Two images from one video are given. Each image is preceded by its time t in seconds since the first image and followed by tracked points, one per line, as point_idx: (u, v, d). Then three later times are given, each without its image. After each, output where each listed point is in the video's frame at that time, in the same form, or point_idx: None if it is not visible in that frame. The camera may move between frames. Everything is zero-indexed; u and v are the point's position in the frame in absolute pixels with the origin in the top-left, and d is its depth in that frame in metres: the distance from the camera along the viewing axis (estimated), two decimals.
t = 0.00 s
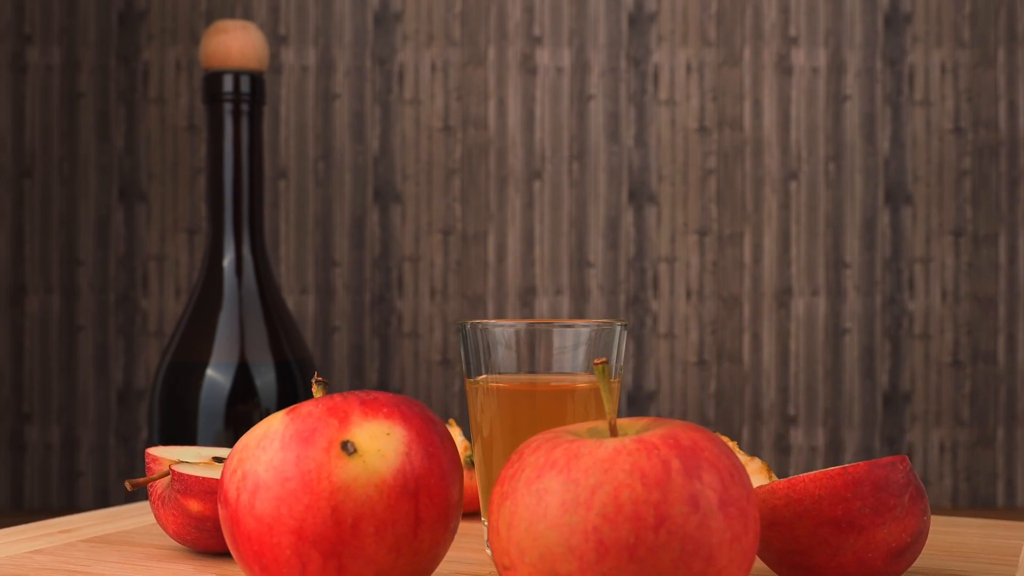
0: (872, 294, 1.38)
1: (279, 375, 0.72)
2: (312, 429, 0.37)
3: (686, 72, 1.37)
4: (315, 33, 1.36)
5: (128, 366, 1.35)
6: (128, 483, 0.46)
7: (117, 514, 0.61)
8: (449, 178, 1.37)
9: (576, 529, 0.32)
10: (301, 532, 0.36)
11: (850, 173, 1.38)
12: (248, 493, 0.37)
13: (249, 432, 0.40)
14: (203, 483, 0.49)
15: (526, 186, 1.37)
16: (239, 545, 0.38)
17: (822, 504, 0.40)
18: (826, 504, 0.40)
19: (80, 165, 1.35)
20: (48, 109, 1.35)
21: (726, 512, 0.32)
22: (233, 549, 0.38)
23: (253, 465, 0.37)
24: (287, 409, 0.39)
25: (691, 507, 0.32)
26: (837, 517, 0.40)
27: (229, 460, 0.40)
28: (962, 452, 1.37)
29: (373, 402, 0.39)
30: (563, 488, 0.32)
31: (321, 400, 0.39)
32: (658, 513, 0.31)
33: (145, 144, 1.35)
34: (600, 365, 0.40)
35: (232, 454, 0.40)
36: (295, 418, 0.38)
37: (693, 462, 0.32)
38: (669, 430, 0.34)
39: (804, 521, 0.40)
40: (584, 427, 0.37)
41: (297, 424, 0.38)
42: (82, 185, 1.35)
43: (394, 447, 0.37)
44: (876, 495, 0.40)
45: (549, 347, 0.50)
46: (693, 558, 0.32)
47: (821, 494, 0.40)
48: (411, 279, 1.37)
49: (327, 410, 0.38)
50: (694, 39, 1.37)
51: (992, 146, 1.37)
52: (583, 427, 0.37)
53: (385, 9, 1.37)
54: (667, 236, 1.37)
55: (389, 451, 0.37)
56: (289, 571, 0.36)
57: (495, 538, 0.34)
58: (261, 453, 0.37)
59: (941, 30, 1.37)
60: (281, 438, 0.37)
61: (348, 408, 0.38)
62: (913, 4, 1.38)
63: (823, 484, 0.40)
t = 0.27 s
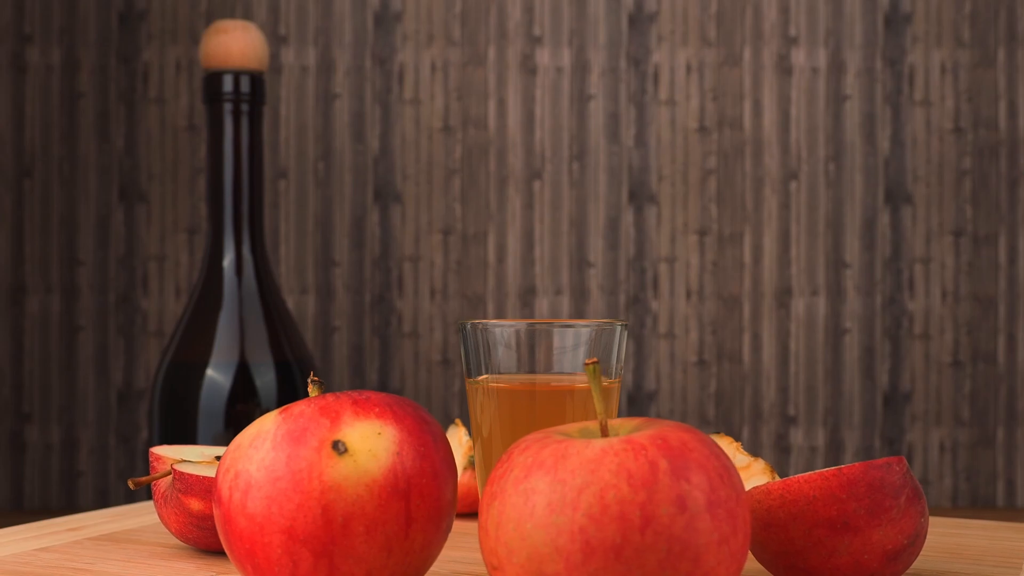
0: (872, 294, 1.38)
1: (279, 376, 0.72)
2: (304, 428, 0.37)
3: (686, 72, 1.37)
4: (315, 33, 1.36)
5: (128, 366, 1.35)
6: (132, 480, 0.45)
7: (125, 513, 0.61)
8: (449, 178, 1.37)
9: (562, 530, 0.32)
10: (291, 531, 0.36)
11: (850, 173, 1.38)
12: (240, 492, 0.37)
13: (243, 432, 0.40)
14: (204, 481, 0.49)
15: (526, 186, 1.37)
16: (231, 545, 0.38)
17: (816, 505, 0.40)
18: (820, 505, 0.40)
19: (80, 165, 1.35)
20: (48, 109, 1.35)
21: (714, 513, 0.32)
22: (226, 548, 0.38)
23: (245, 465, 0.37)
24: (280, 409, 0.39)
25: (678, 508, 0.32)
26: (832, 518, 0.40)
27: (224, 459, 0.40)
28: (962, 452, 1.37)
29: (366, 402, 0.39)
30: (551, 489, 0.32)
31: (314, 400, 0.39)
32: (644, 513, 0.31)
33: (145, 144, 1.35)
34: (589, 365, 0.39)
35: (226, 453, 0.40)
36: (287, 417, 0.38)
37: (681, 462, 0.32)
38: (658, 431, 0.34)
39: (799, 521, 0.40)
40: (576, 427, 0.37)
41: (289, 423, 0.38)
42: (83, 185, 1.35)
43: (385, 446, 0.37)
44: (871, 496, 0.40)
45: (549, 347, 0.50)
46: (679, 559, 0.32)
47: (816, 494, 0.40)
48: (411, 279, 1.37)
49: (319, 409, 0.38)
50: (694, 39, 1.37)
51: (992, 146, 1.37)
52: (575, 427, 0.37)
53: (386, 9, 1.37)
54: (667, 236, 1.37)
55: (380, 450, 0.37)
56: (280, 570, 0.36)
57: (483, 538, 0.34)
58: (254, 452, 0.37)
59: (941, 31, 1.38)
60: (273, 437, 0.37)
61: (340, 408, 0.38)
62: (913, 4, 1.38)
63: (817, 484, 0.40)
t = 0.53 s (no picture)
0: (872, 294, 1.38)
1: (279, 376, 0.71)
2: (295, 428, 0.37)
3: (686, 72, 1.37)
4: (315, 33, 1.36)
5: (129, 366, 1.35)
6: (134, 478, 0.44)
7: (134, 511, 0.61)
8: (449, 178, 1.37)
9: (549, 530, 0.32)
10: (282, 530, 0.36)
11: (850, 173, 1.38)
12: (232, 492, 0.37)
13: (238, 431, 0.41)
14: (205, 480, 0.49)
15: (526, 186, 1.37)
16: (224, 543, 0.38)
17: (811, 506, 0.40)
18: (814, 506, 0.40)
19: (80, 165, 1.35)
20: (48, 109, 1.35)
21: (701, 514, 0.32)
22: (221, 547, 0.39)
23: (237, 464, 0.37)
24: (274, 408, 0.39)
25: (665, 509, 0.32)
26: (826, 519, 0.40)
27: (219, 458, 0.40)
28: (962, 452, 1.37)
29: (359, 401, 0.39)
30: (538, 489, 0.32)
31: (307, 400, 0.39)
32: (630, 514, 0.31)
33: (145, 144, 1.35)
34: (580, 365, 0.38)
35: (221, 452, 0.40)
36: (280, 417, 0.38)
37: (669, 463, 0.32)
38: (648, 431, 0.34)
39: (793, 523, 0.40)
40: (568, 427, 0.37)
41: (281, 423, 0.38)
42: (83, 185, 1.35)
43: (376, 446, 0.37)
44: (866, 497, 0.40)
45: (549, 347, 0.50)
46: (666, 560, 0.32)
47: (810, 495, 0.40)
48: (411, 279, 1.37)
49: (311, 409, 0.38)
50: (694, 39, 1.38)
51: (992, 146, 1.38)
52: (568, 427, 0.37)
53: (386, 9, 1.37)
54: (667, 236, 1.37)
55: (371, 450, 0.37)
56: (272, 569, 0.37)
57: (473, 538, 0.34)
58: (246, 451, 0.38)
59: (941, 31, 1.38)
60: (265, 436, 0.37)
61: (332, 407, 0.38)
62: (913, 4, 1.38)
63: (812, 485, 0.40)
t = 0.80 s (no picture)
0: (872, 294, 1.38)
1: (279, 376, 0.71)
2: (287, 427, 0.37)
3: (686, 72, 1.37)
4: (315, 32, 1.36)
5: (128, 366, 1.35)
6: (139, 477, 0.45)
7: (143, 510, 0.61)
8: (449, 178, 1.37)
9: (536, 530, 0.32)
10: (274, 529, 0.36)
11: (850, 173, 1.38)
12: (225, 491, 0.37)
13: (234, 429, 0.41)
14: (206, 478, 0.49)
15: (526, 186, 1.37)
16: (218, 542, 0.38)
17: (805, 507, 0.40)
18: (809, 507, 0.40)
19: (80, 165, 1.35)
20: (48, 109, 1.35)
21: (688, 514, 0.33)
22: (215, 545, 0.39)
23: (231, 463, 0.38)
24: (269, 408, 0.40)
25: (652, 509, 0.32)
26: (822, 521, 0.40)
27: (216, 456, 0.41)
28: (962, 452, 1.38)
29: (352, 400, 0.39)
30: (527, 489, 0.33)
31: (302, 399, 0.39)
32: (617, 514, 0.32)
33: (145, 144, 1.35)
34: (572, 366, 0.39)
35: (217, 450, 0.40)
36: (273, 416, 0.38)
37: (656, 464, 0.33)
38: (637, 431, 0.34)
39: (788, 525, 0.41)
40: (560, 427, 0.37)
41: (274, 423, 0.38)
42: (83, 185, 1.35)
43: (368, 446, 0.37)
44: (861, 498, 0.40)
45: (549, 347, 0.51)
46: (652, 560, 0.32)
47: (805, 497, 0.40)
48: (411, 279, 1.36)
49: (304, 408, 0.38)
50: (694, 39, 1.38)
51: (992, 146, 1.38)
52: (561, 427, 0.37)
53: (386, 9, 1.37)
54: (667, 236, 1.37)
55: (362, 450, 0.37)
56: (265, 568, 0.37)
57: (464, 538, 0.35)
58: (240, 451, 0.38)
59: (941, 31, 1.38)
60: (258, 435, 0.38)
61: (325, 407, 0.38)
62: (913, 4, 1.38)
63: (806, 487, 0.40)
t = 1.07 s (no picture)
0: (872, 294, 1.38)
1: (279, 376, 0.71)
2: (279, 427, 0.37)
3: (686, 72, 1.38)
4: (315, 33, 1.36)
5: (128, 366, 1.35)
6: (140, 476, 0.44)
7: (150, 508, 0.62)
8: (449, 178, 1.37)
9: (521, 530, 0.32)
10: (265, 529, 0.36)
11: (850, 173, 1.38)
12: (218, 490, 0.37)
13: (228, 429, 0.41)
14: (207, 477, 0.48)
15: (526, 186, 1.37)
16: (212, 541, 0.38)
17: (799, 508, 0.40)
18: (803, 508, 0.40)
19: (80, 166, 1.35)
20: (48, 109, 1.35)
21: (675, 515, 0.32)
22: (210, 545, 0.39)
23: (224, 462, 0.38)
24: (262, 407, 0.40)
25: (638, 510, 0.32)
26: (815, 522, 0.40)
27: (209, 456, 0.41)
28: (962, 452, 1.38)
29: (345, 400, 0.39)
30: (512, 489, 0.33)
31: (295, 399, 0.39)
32: (602, 514, 0.32)
33: (145, 144, 1.35)
34: (563, 366, 0.39)
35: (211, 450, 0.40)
36: (266, 415, 0.38)
37: (644, 464, 0.33)
38: (626, 431, 0.34)
39: (782, 526, 0.41)
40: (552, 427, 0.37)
41: (266, 422, 0.38)
42: (83, 185, 1.35)
43: (359, 445, 0.37)
44: (855, 499, 0.40)
45: (549, 348, 0.51)
46: (638, 561, 0.32)
47: (799, 497, 0.40)
48: (411, 279, 1.36)
49: (297, 408, 0.38)
50: (694, 39, 1.38)
51: (992, 146, 1.38)
52: (552, 427, 0.37)
53: (386, 9, 1.37)
54: (667, 236, 1.37)
55: (353, 450, 0.37)
56: (257, 567, 0.37)
57: (451, 538, 0.35)
58: (232, 450, 0.38)
59: (941, 31, 1.38)
60: (250, 435, 0.38)
61: (317, 406, 0.38)
62: (913, 4, 1.38)
63: (800, 488, 0.40)
